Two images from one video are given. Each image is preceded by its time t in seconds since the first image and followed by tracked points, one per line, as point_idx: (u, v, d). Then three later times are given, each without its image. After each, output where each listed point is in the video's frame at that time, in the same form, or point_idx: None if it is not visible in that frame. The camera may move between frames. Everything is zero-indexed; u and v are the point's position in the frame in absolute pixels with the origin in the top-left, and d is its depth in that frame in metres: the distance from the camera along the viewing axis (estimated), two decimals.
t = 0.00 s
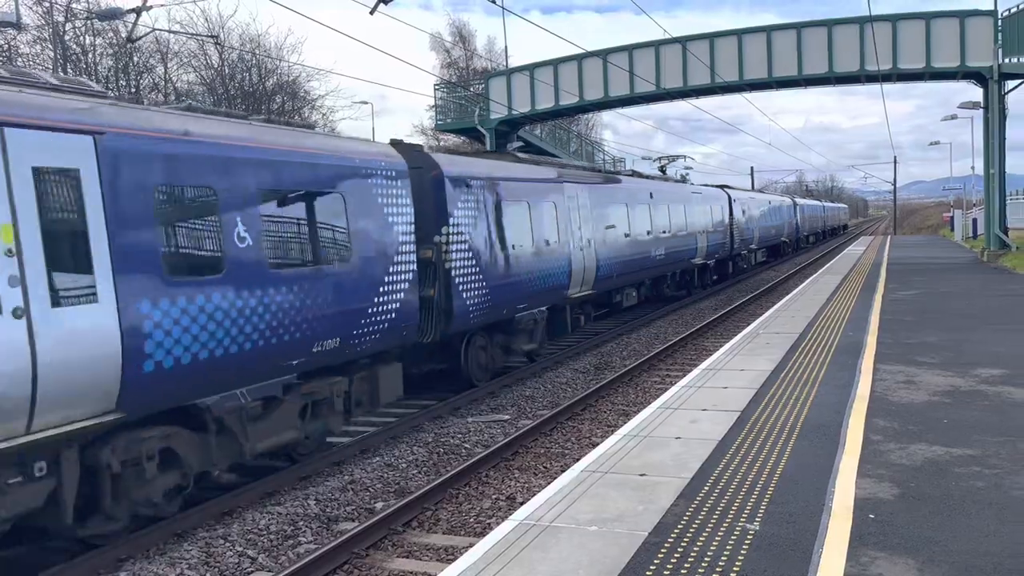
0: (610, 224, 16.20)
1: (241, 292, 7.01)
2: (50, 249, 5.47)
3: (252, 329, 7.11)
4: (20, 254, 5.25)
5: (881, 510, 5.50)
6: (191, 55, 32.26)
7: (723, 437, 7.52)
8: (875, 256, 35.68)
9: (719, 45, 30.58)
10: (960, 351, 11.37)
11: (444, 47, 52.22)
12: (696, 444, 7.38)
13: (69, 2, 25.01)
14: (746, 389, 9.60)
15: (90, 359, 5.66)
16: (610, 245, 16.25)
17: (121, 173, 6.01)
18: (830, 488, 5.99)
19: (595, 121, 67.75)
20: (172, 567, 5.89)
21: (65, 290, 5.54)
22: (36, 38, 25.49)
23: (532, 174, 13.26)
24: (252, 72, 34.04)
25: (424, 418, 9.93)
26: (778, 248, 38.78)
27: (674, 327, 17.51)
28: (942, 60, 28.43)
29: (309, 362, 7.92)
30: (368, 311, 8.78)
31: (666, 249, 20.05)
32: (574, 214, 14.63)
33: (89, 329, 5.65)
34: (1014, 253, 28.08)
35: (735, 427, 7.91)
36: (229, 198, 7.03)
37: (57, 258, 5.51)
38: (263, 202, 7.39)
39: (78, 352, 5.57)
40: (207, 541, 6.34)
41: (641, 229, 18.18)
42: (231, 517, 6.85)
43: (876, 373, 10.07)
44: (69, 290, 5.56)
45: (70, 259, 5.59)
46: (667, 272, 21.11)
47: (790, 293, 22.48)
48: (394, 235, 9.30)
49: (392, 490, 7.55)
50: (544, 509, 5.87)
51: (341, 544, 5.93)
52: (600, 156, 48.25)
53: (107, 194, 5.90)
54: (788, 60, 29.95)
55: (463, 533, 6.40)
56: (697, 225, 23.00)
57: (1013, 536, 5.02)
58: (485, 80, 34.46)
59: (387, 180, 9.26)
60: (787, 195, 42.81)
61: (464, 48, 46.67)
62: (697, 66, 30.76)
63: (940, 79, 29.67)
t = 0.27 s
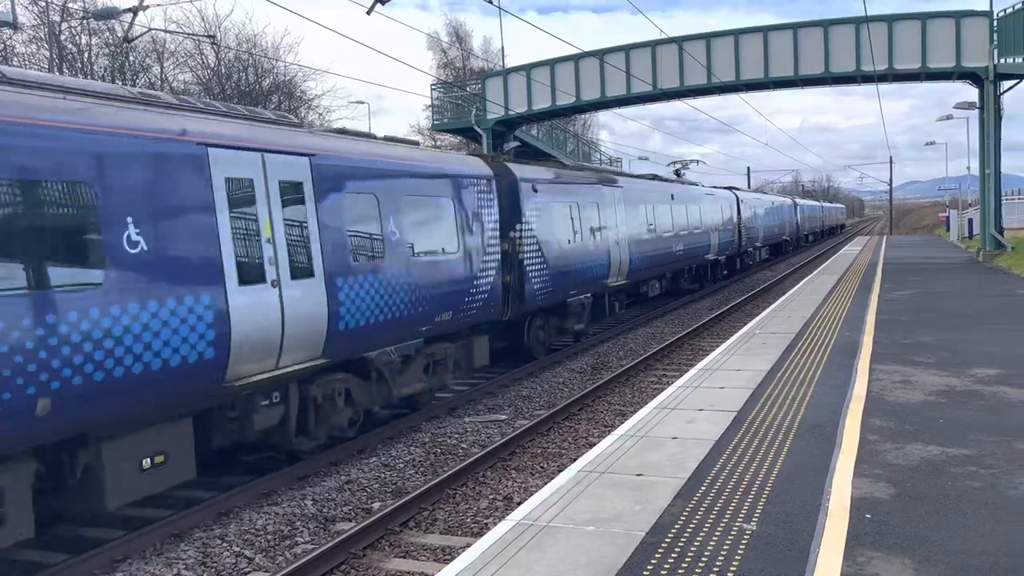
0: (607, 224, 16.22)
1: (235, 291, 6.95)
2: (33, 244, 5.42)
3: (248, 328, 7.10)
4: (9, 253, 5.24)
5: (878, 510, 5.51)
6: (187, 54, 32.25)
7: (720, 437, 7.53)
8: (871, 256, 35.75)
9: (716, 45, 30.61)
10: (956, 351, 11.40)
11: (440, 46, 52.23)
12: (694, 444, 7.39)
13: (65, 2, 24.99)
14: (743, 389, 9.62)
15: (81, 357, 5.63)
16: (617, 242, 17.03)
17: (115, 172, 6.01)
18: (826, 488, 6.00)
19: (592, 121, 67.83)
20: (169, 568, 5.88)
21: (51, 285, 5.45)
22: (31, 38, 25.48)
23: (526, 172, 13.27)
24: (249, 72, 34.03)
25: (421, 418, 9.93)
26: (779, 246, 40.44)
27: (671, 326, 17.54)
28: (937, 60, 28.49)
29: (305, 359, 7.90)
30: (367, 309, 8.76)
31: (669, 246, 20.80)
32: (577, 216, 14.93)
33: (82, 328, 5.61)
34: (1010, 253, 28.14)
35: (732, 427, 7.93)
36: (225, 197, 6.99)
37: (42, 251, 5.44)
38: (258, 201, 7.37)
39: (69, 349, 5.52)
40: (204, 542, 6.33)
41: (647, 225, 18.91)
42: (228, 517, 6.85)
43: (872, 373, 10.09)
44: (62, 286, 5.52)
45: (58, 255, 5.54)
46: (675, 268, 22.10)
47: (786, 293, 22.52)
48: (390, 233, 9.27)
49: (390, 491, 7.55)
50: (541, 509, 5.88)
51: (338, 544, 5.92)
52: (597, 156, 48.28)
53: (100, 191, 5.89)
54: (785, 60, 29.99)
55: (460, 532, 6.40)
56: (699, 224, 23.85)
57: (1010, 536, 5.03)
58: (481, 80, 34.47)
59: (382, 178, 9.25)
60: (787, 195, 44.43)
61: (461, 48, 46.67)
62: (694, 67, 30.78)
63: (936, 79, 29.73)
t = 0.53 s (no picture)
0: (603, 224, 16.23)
1: (232, 291, 6.95)
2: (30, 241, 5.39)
3: (245, 329, 7.10)
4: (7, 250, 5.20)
5: (874, 510, 5.52)
6: (184, 53, 32.20)
7: (716, 437, 7.54)
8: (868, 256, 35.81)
9: (713, 45, 30.63)
10: (952, 351, 11.43)
11: (437, 46, 52.21)
12: (690, 443, 7.40)
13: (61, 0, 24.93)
14: (740, 389, 9.63)
15: (81, 357, 5.63)
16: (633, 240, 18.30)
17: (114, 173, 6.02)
18: (823, 487, 6.01)
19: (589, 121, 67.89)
20: (166, 568, 5.87)
21: (48, 283, 5.44)
22: (28, 36, 25.41)
23: (523, 171, 13.29)
24: (245, 71, 33.97)
25: (418, 418, 9.92)
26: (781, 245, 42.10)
27: (667, 326, 17.56)
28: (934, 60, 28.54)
29: (304, 359, 7.92)
30: (368, 308, 8.80)
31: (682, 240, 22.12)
32: (576, 215, 15.02)
33: (80, 327, 5.61)
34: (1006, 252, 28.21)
35: (729, 426, 7.94)
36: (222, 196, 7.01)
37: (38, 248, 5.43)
38: (255, 200, 7.38)
39: (68, 347, 5.52)
40: (201, 541, 6.33)
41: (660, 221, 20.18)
42: (225, 517, 6.84)
43: (869, 373, 10.10)
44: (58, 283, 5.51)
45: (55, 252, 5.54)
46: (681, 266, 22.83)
47: (783, 292, 22.54)
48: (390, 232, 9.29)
49: (386, 490, 7.55)
50: (539, 508, 5.88)
51: (335, 544, 5.92)
52: (594, 155, 48.29)
53: (98, 191, 5.90)
54: (782, 60, 30.00)
55: (457, 532, 6.40)
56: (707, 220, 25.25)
57: (1006, 535, 5.04)
58: (479, 80, 34.46)
59: (382, 177, 9.28)
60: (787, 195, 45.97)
61: (458, 47, 46.64)
62: (691, 67, 30.79)
63: (933, 79, 29.80)
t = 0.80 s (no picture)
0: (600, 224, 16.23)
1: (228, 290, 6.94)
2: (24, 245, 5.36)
3: (243, 327, 7.11)
4: None
5: (870, 509, 5.53)
6: (180, 52, 32.15)
7: (712, 437, 7.54)
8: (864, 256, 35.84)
9: (710, 45, 30.65)
10: (947, 351, 11.45)
11: (434, 46, 52.16)
12: (686, 444, 7.41)
13: None
14: (736, 388, 9.65)
15: (74, 358, 5.59)
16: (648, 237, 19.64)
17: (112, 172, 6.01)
18: (819, 487, 6.02)
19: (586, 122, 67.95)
20: (161, 568, 5.86)
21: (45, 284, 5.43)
22: (24, 35, 25.33)
23: (520, 171, 13.32)
24: (242, 70, 33.92)
25: (414, 418, 9.91)
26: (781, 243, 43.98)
27: (664, 326, 17.57)
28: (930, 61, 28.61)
29: (303, 357, 7.93)
30: (368, 307, 8.85)
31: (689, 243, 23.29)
32: (574, 216, 15.07)
33: (74, 327, 5.58)
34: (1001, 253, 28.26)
35: (725, 426, 7.94)
36: (217, 197, 7.00)
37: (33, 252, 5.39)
38: (252, 199, 7.36)
39: (61, 348, 5.48)
40: (196, 540, 6.32)
41: (671, 223, 21.31)
42: (220, 516, 6.83)
43: (865, 373, 10.11)
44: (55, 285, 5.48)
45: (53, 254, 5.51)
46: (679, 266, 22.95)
47: (779, 293, 22.53)
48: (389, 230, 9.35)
49: (382, 490, 7.54)
50: (534, 508, 5.88)
51: (331, 544, 5.92)
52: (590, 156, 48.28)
53: (94, 191, 5.88)
54: (778, 60, 30.02)
55: (453, 532, 6.40)
56: (711, 220, 25.87)
57: (1001, 535, 5.05)
58: (476, 79, 34.44)
59: (380, 177, 9.30)
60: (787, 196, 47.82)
61: (454, 47, 46.62)
62: (688, 67, 30.80)
63: (929, 80, 29.86)
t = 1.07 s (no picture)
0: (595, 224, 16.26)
1: (224, 289, 6.95)
2: (19, 247, 5.37)
3: (239, 326, 7.12)
4: None
5: (863, 510, 5.55)
6: (175, 51, 32.15)
7: (706, 437, 7.55)
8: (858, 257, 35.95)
9: (705, 46, 30.71)
10: (941, 353, 11.49)
11: (430, 45, 52.24)
12: (681, 444, 7.41)
13: None
14: (730, 389, 9.66)
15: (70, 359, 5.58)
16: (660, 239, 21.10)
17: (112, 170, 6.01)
18: (812, 488, 6.03)
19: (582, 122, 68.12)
20: (154, 568, 5.85)
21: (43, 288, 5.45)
22: (19, 33, 25.33)
23: (516, 172, 13.33)
24: (237, 69, 33.92)
25: (409, 418, 9.90)
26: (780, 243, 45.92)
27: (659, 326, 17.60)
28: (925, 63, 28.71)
29: (300, 356, 7.96)
30: (366, 305, 8.90)
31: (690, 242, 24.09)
32: (570, 216, 15.10)
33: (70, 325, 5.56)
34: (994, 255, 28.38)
35: (720, 426, 7.96)
36: (214, 197, 7.00)
37: (30, 254, 5.41)
38: (248, 199, 7.37)
39: (57, 349, 5.48)
40: (190, 541, 6.31)
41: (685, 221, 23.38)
42: (214, 517, 6.82)
43: (859, 374, 10.14)
44: (54, 289, 5.50)
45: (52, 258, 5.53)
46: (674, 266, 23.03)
47: (774, 294, 22.59)
48: (385, 230, 9.38)
49: (377, 490, 7.54)
50: (528, 509, 5.87)
51: (325, 544, 5.91)
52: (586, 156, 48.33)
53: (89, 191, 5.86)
54: (773, 61, 30.07)
55: (447, 532, 6.40)
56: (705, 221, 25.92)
57: (994, 537, 5.07)
58: (471, 79, 34.47)
59: (377, 178, 9.32)
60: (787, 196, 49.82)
61: (450, 47, 46.68)
62: (683, 68, 30.86)
63: (923, 82, 29.97)
